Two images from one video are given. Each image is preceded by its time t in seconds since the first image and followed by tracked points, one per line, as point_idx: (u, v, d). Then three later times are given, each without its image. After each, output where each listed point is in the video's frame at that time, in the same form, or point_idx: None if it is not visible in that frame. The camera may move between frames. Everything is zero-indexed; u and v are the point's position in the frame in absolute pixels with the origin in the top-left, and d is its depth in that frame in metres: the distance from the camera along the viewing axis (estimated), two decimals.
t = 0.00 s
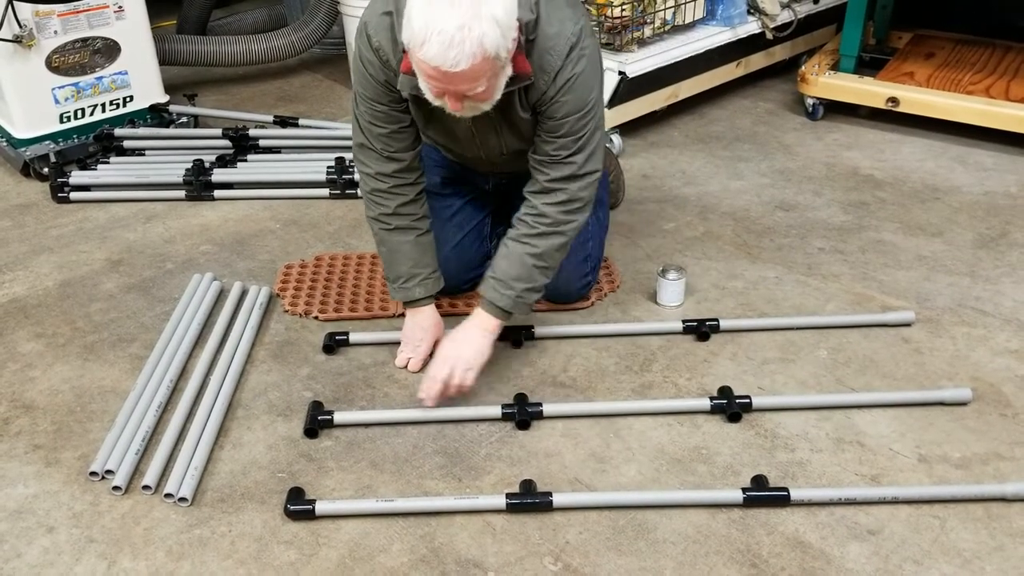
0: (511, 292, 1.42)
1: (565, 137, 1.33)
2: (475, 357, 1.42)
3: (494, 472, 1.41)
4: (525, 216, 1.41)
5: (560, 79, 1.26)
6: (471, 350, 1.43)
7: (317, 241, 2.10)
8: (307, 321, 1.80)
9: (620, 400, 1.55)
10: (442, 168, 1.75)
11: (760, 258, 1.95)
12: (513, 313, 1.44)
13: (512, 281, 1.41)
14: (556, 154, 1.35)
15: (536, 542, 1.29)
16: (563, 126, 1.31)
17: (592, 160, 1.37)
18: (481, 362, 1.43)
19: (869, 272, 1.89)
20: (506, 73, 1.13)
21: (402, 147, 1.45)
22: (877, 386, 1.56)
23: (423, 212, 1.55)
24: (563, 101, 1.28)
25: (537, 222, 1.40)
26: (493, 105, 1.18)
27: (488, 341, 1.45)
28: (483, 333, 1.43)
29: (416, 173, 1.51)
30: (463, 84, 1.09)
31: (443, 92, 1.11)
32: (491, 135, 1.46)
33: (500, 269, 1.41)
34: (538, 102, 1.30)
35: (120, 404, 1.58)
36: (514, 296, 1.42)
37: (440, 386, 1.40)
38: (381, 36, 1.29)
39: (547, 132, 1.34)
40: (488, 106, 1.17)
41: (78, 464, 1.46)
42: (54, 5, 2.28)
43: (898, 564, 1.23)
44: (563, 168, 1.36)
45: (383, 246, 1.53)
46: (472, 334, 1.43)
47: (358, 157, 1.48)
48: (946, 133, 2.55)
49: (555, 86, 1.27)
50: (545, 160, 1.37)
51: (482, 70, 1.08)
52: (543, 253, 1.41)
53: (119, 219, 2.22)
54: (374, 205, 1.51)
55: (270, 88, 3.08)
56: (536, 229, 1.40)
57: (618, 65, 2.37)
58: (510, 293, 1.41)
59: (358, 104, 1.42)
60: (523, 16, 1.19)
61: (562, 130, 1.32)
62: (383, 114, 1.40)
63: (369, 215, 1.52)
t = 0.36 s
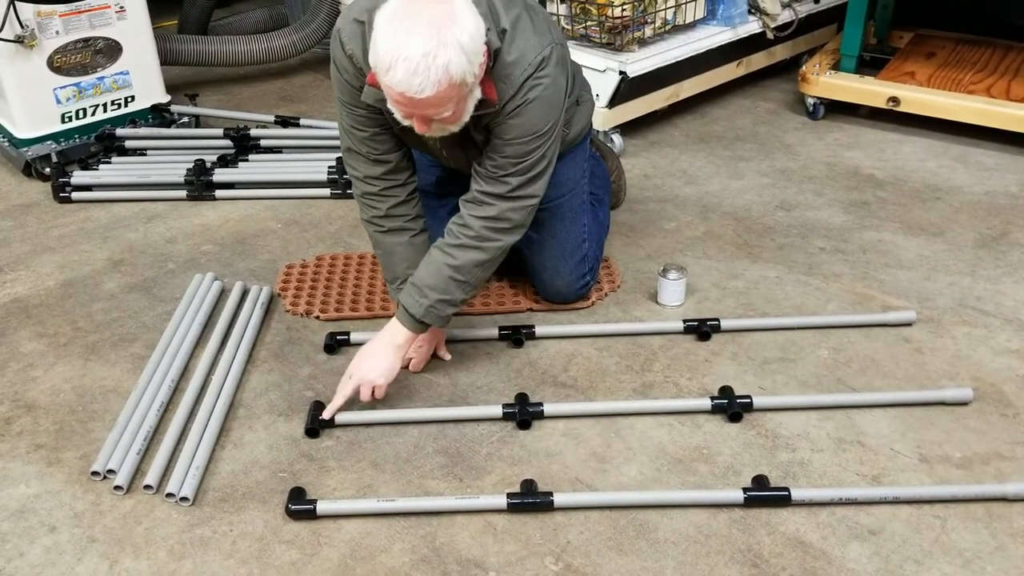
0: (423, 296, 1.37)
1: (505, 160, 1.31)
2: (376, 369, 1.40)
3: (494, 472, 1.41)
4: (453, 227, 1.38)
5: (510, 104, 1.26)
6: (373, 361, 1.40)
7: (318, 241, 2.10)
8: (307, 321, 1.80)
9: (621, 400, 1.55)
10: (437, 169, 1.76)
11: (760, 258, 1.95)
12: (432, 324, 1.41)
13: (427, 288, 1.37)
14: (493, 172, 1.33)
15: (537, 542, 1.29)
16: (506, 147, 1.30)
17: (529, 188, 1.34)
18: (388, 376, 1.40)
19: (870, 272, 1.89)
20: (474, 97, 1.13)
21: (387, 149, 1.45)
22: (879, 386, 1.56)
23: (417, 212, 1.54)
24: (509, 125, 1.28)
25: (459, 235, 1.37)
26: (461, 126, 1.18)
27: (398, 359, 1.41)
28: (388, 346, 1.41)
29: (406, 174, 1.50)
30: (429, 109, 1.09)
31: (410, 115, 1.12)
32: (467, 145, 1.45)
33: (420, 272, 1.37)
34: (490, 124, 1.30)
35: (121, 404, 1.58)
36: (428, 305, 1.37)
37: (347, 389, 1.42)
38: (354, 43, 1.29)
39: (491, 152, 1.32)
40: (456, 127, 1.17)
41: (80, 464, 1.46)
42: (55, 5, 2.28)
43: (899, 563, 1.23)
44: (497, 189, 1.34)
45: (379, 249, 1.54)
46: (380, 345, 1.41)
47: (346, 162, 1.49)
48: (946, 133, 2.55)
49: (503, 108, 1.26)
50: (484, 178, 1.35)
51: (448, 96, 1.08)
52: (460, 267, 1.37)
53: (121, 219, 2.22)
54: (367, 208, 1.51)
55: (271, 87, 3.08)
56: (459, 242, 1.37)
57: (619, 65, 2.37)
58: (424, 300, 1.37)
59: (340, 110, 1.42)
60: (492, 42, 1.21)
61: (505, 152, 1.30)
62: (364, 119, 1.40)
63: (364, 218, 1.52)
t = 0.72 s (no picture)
0: (480, 310, 1.42)
1: (532, 164, 1.31)
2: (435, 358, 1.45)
3: (496, 473, 1.41)
4: (497, 240, 1.40)
5: (524, 107, 1.25)
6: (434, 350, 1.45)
7: (320, 242, 2.10)
8: (309, 322, 1.80)
9: (623, 401, 1.55)
10: (437, 172, 1.75)
11: (762, 259, 1.95)
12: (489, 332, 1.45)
13: (485, 303, 1.41)
14: (524, 179, 1.33)
15: (539, 543, 1.29)
16: (529, 153, 1.29)
17: (564, 188, 1.34)
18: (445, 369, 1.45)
19: (872, 273, 1.89)
20: (472, 95, 1.13)
21: (387, 154, 1.45)
22: (880, 388, 1.56)
23: (418, 218, 1.54)
24: (526, 127, 1.27)
25: (507, 248, 1.38)
26: (464, 127, 1.18)
27: (456, 356, 1.46)
28: (451, 339, 1.46)
29: (406, 180, 1.50)
30: (427, 110, 1.09)
31: (410, 118, 1.12)
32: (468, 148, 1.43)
33: (473, 290, 1.41)
34: (505, 127, 1.29)
35: (122, 405, 1.59)
36: (489, 318, 1.42)
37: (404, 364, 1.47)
38: (351, 49, 1.29)
39: (515, 159, 1.32)
40: (459, 129, 1.17)
41: (81, 465, 1.46)
42: (56, 6, 2.28)
43: (899, 565, 1.23)
44: (531, 194, 1.34)
45: (380, 255, 1.54)
46: (442, 336, 1.46)
47: (347, 168, 1.49)
48: (948, 134, 2.55)
49: (520, 113, 1.26)
50: (516, 188, 1.35)
51: (445, 95, 1.08)
52: (514, 277, 1.40)
53: (122, 220, 2.22)
54: (367, 214, 1.51)
55: (272, 88, 3.09)
56: (507, 254, 1.39)
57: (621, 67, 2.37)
58: (483, 312, 1.42)
59: (340, 116, 1.43)
60: (491, 41, 1.20)
61: (530, 157, 1.30)
62: (363, 125, 1.40)
63: (365, 224, 1.53)
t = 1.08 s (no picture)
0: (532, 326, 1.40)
1: (556, 161, 1.30)
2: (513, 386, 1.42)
3: (500, 473, 1.41)
4: (536, 250, 1.39)
5: (542, 105, 1.24)
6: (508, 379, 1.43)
7: (323, 241, 2.10)
8: (312, 322, 1.80)
9: (626, 400, 1.55)
10: (443, 173, 1.74)
11: (766, 259, 1.95)
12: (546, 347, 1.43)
13: (537, 316, 1.39)
14: (551, 179, 1.32)
15: (542, 543, 1.29)
16: (552, 150, 1.28)
17: (591, 181, 1.33)
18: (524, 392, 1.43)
19: (876, 272, 1.89)
20: (491, 91, 1.12)
21: (395, 156, 1.45)
22: (884, 387, 1.56)
23: (425, 220, 1.54)
24: (545, 125, 1.26)
25: (549, 252, 1.37)
26: (482, 125, 1.17)
27: (530, 377, 1.45)
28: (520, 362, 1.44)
29: (414, 181, 1.50)
30: (450, 107, 1.08)
31: (430, 117, 1.11)
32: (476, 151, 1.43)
33: (523, 307, 1.40)
34: (525, 127, 1.28)
35: (126, 405, 1.59)
36: (544, 331, 1.40)
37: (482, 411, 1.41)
38: (361, 49, 1.29)
39: (538, 159, 1.31)
40: (477, 127, 1.16)
41: (85, 465, 1.46)
42: (60, 6, 2.28)
43: (904, 564, 1.23)
44: (560, 193, 1.33)
45: (385, 256, 1.54)
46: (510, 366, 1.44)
47: (354, 168, 1.49)
48: (952, 134, 2.54)
49: (540, 111, 1.25)
50: (544, 189, 1.34)
51: (467, 90, 1.08)
52: (560, 283, 1.38)
53: (125, 220, 2.23)
54: (373, 215, 1.51)
55: (275, 88, 3.09)
56: (547, 261, 1.37)
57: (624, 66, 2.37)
58: (537, 328, 1.40)
59: (348, 116, 1.42)
60: (505, 38, 1.18)
61: (554, 154, 1.29)
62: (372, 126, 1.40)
63: (370, 224, 1.52)
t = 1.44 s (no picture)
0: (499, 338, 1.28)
1: (530, 160, 1.24)
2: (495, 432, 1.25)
3: (503, 472, 1.41)
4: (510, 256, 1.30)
5: (519, 108, 1.22)
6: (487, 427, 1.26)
7: (326, 241, 2.10)
8: (315, 321, 1.80)
9: (629, 399, 1.55)
10: (444, 172, 1.74)
11: (768, 257, 1.95)
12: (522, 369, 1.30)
13: (504, 326, 1.27)
14: (523, 178, 1.26)
15: (546, 542, 1.29)
16: (526, 151, 1.24)
17: (565, 182, 1.24)
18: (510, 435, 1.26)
19: (879, 271, 1.88)
20: (483, 100, 1.12)
21: (394, 156, 1.44)
22: (887, 386, 1.56)
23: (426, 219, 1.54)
24: (522, 125, 1.23)
25: (517, 256, 1.27)
26: (473, 133, 1.17)
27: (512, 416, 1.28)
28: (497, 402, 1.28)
29: (414, 181, 1.50)
30: (440, 114, 1.08)
31: (421, 122, 1.10)
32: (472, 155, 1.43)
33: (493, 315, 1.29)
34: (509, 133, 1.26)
35: (130, 405, 1.59)
36: (510, 343, 1.27)
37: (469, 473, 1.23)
38: (360, 51, 1.29)
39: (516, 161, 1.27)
40: (469, 133, 1.16)
41: (89, 464, 1.46)
42: (62, 6, 2.28)
43: (908, 563, 1.23)
44: (531, 192, 1.25)
45: (386, 255, 1.54)
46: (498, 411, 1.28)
47: (354, 168, 1.49)
48: (955, 132, 2.54)
49: (517, 112, 1.22)
50: (519, 190, 1.28)
51: (458, 98, 1.07)
52: (526, 289, 1.26)
53: (128, 220, 2.23)
54: (374, 214, 1.51)
55: (277, 88, 3.09)
56: (514, 264, 1.27)
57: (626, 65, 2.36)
58: (504, 339, 1.27)
59: (348, 117, 1.42)
60: (499, 45, 1.18)
61: (528, 153, 1.24)
62: (370, 128, 1.39)
63: (371, 224, 1.52)
